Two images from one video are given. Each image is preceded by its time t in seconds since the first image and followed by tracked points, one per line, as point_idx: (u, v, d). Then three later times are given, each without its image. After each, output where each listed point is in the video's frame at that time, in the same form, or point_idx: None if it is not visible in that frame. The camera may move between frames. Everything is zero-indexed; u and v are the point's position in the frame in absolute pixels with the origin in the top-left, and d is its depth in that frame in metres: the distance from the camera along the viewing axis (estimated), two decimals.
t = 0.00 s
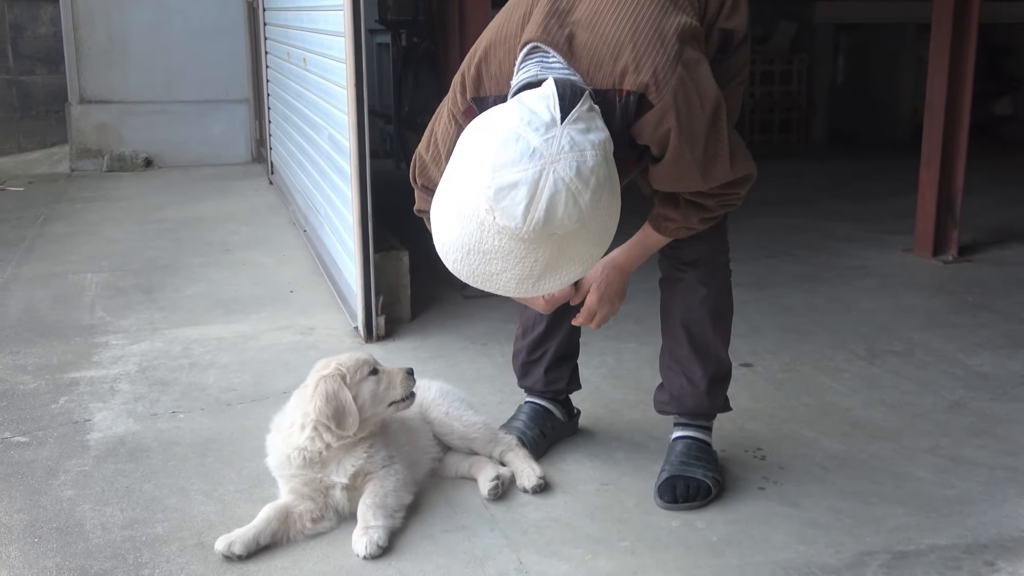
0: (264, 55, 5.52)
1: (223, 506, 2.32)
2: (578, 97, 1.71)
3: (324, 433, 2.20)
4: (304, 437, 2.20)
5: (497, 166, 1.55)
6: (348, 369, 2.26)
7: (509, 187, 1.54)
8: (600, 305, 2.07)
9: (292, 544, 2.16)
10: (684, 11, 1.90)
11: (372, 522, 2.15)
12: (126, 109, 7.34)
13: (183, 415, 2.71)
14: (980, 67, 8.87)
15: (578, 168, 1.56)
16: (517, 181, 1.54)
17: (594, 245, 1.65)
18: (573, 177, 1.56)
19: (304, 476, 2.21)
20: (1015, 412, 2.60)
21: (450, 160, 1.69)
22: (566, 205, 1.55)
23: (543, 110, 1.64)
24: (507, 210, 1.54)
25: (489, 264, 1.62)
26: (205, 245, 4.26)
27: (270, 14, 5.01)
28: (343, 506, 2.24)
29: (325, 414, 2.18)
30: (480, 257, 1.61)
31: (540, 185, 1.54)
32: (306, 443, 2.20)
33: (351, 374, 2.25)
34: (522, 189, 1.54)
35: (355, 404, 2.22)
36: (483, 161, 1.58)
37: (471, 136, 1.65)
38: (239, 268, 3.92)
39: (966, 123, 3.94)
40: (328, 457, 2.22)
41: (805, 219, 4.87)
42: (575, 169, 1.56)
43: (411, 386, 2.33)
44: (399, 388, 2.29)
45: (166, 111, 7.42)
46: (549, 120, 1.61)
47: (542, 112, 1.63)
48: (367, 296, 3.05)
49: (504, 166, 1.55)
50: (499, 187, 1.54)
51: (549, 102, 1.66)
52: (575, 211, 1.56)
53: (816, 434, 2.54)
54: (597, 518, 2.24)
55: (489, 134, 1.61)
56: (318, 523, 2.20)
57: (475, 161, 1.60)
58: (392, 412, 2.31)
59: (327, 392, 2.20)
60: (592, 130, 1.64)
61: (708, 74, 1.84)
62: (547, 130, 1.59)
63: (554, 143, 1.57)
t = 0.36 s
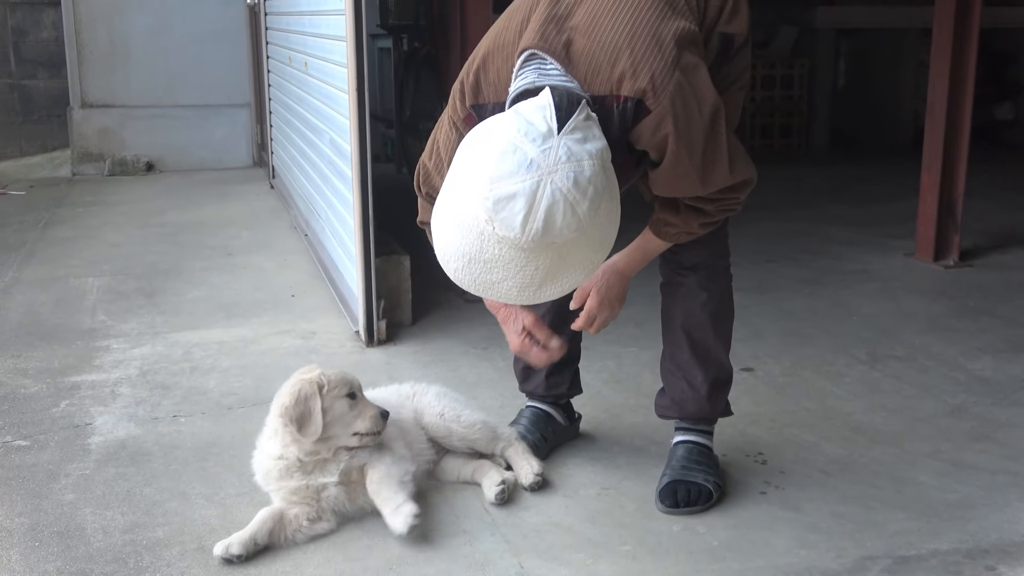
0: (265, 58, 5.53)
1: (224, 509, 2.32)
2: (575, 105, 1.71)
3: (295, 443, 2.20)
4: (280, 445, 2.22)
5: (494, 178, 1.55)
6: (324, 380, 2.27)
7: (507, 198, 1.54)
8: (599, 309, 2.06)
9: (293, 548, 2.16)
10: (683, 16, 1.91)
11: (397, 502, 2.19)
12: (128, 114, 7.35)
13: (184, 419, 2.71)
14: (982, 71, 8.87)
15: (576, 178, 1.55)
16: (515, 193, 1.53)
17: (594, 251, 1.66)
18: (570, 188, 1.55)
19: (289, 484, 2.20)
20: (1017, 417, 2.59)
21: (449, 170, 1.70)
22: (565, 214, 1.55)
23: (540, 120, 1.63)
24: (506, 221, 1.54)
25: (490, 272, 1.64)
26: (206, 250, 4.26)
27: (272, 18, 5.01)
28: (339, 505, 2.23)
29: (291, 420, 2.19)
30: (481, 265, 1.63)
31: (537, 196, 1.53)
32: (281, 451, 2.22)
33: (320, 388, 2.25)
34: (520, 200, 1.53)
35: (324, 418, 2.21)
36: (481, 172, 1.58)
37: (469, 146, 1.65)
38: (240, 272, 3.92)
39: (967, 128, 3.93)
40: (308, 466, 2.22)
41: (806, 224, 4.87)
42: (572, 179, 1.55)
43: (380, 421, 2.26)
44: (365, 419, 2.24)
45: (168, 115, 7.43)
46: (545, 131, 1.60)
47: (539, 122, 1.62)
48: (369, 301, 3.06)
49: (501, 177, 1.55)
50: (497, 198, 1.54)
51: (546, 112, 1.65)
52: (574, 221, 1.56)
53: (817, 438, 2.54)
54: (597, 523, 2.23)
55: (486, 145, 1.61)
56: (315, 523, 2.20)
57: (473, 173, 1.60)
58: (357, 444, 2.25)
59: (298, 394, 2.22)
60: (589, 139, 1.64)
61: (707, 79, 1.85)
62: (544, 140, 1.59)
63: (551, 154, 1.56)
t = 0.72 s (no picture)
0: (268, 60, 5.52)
1: (227, 511, 2.31)
2: (574, 112, 1.72)
3: (283, 450, 2.22)
4: (270, 456, 2.23)
5: (494, 182, 1.56)
6: (300, 386, 2.26)
7: (508, 202, 1.55)
8: (602, 313, 2.04)
9: (294, 550, 2.16)
10: (684, 19, 1.91)
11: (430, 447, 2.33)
12: (130, 115, 7.35)
13: (187, 420, 2.71)
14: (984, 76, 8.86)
15: (576, 181, 1.56)
16: (515, 197, 1.55)
17: (596, 255, 1.65)
18: (571, 191, 1.57)
19: (286, 490, 2.22)
20: (1020, 422, 2.59)
21: (450, 177, 1.71)
22: (565, 217, 1.55)
23: (539, 124, 1.64)
24: (506, 225, 1.55)
25: (492, 278, 1.63)
26: (209, 251, 4.26)
27: (276, 20, 5.01)
28: (337, 500, 2.24)
29: (274, 432, 2.18)
30: (482, 271, 1.62)
31: (538, 200, 1.55)
32: (270, 462, 2.23)
33: (299, 394, 2.24)
34: (520, 204, 1.55)
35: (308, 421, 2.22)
36: (481, 177, 1.59)
37: (468, 151, 1.67)
38: (243, 274, 3.92)
39: (971, 133, 3.93)
40: (302, 468, 2.24)
41: (809, 227, 4.87)
42: (572, 182, 1.56)
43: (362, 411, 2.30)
44: (347, 413, 2.28)
45: (170, 116, 7.44)
46: (545, 135, 1.62)
47: (539, 125, 1.64)
48: (371, 304, 3.05)
49: (501, 181, 1.56)
50: (498, 203, 1.55)
51: (545, 117, 1.66)
52: (574, 224, 1.57)
53: (820, 442, 2.54)
54: (600, 526, 2.23)
55: (486, 149, 1.62)
56: (316, 522, 2.20)
57: (473, 177, 1.61)
58: (344, 436, 2.28)
59: (279, 408, 2.19)
60: (589, 142, 1.65)
61: (707, 81, 1.84)
62: (543, 144, 1.60)
63: (551, 158, 1.58)
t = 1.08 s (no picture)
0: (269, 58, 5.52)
1: (227, 510, 2.32)
2: (568, 115, 1.72)
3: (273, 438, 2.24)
4: (260, 447, 2.26)
5: (488, 182, 1.56)
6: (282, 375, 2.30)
7: (500, 203, 1.55)
8: (602, 312, 2.02)
9: (296, 547, 2.16)
10: (680, 19, 1.91)
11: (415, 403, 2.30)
12: (132, 115, 7.35)
13: (187, 419, 2.71)
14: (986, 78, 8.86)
15: (568, 184, 1.56)
16: (507, 198, 1.54)
17: (589, 259, 1.64)
18: (562, 194, 1.56)
19: (285, 480, 2.24)
20: (1021, 422, 2.59)
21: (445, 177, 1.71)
22: (557, 221, 1.55)
23: (534, 126, 1.64)
24: (498, 226, 1.55)
25: (484, 279, 1.63)
26: (210, 250, 4.26)
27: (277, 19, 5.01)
28: (327, 486, 2.26)
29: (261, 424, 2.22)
30: (475, 272, 1.62)
31: (529, 202, 1.54)
32: (262, 455, 2.25)
33: (281, 380, 2.29)
34: (513, 205, 1.54)
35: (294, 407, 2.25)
36: (475, 178, 1.59)
37: (463, 152, 1.67)
38: (243, 273, 3.92)
39: (971, 135, 3.92)
40: (293, 455, 2.25)
41: (810, 228, 4.87)
42: (564, 185, 1.56)
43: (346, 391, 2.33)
44: (330, 392, 2.31)
45: (171, 115, 7.43)
46: (539, 137, 1.61)
47: (533, 128, 1.64)
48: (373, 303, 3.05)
49: (494, 182, 1.56)
50: (491, 204, 1.55)
51: (540, 120, 1.66)
52: (566, 227, 1.56)
53: (821, 442, 2.54)
54: (600, 525, 2.23)
55: (480, 151, 1.62)
56: (316, 515, 2.21)
57: (467, 178, 1.61)
58: (331, 416, 2.30)
59: (264, 396, 2.23)
60: (582, 145, 1.64)
61: (704, 79, 1.83)
62: (537, 146, 1.60)
63: (543, 160, 1.57)
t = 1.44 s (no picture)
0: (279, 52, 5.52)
1: (238, 501, 2.32)
2: (559, 112, 1.73)
3: (262, 413, 2.29)
4: (250, 424, 2.30)
5: (473, 173, 1.60)
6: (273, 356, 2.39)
7: (482, 193, 1.59)
8: (610, 302, 2.02)
9: (306, 538, 2.16)
10: (679, 17, 1.94)
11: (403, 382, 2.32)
12: (142, 109, 7.38)
13: (198, 411, 2.71)
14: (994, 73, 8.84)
15: (549, 180, 1.58)
16: (489, 189, 1.58)
17: (569, 258, 1.67)
18: (543, 190, 1.59)
19: (276, 459, 2.25)
20: None
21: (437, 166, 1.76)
22: (535, 216, 1.58)
23: (523, 121, 1.68)
24: (478, 216, 1.59)
25: (464, 270, 1.67)
26: (219, 244, 4.26)
27: (287, 12, 5.01)
28: (316, 465, 2.26)
29: (251, 396, 2.30)
30: (455, 261, 1.66)
31: (510, 194, 1.57)
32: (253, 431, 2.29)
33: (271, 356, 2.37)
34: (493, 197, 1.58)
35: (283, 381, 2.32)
36: (461, 168, 1.63)
37: (454, 144, 1.71)
38: (253, 266, 3.93)
39: (983, 127, 3.92)
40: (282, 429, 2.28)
41: (819, 222, 4.87)
42: (546, 181, 1.59)
43: (335, 365, 2.40)
44: (320, 366, 2.38)
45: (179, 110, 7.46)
46: (527, 133, 1.65)
47: (522, 122, 1.67)
48: (383, 297, 3.06)
49: (478, 174, 1.60)
50: (473, 194, 1.59)
51: (532, 116, 1.69)
52: (544, 223, 1.59)
53: (832, 435, 2.53)
54: (611, 517, 2.23)
55: (469, 142, 1.66)
56: (323, 502, 2.22)
57: (454, 168, 1.65)
58: (321, 392, 2.35)
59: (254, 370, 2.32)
60: (570, 144, 1.66)
61: (702, 77, 1.86)
62: (524, 142, 1.63)
63: (528, 155, 1.60)
